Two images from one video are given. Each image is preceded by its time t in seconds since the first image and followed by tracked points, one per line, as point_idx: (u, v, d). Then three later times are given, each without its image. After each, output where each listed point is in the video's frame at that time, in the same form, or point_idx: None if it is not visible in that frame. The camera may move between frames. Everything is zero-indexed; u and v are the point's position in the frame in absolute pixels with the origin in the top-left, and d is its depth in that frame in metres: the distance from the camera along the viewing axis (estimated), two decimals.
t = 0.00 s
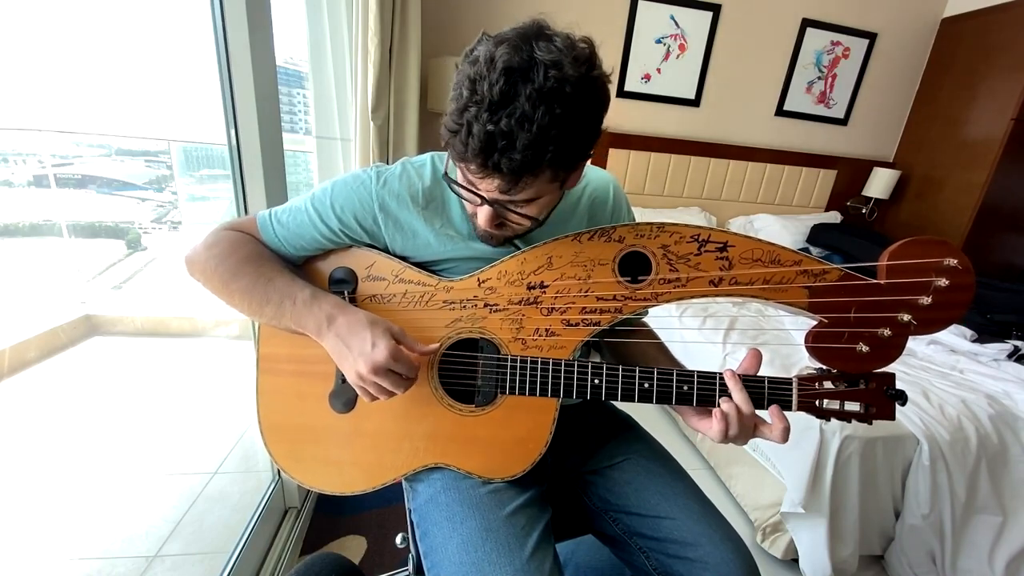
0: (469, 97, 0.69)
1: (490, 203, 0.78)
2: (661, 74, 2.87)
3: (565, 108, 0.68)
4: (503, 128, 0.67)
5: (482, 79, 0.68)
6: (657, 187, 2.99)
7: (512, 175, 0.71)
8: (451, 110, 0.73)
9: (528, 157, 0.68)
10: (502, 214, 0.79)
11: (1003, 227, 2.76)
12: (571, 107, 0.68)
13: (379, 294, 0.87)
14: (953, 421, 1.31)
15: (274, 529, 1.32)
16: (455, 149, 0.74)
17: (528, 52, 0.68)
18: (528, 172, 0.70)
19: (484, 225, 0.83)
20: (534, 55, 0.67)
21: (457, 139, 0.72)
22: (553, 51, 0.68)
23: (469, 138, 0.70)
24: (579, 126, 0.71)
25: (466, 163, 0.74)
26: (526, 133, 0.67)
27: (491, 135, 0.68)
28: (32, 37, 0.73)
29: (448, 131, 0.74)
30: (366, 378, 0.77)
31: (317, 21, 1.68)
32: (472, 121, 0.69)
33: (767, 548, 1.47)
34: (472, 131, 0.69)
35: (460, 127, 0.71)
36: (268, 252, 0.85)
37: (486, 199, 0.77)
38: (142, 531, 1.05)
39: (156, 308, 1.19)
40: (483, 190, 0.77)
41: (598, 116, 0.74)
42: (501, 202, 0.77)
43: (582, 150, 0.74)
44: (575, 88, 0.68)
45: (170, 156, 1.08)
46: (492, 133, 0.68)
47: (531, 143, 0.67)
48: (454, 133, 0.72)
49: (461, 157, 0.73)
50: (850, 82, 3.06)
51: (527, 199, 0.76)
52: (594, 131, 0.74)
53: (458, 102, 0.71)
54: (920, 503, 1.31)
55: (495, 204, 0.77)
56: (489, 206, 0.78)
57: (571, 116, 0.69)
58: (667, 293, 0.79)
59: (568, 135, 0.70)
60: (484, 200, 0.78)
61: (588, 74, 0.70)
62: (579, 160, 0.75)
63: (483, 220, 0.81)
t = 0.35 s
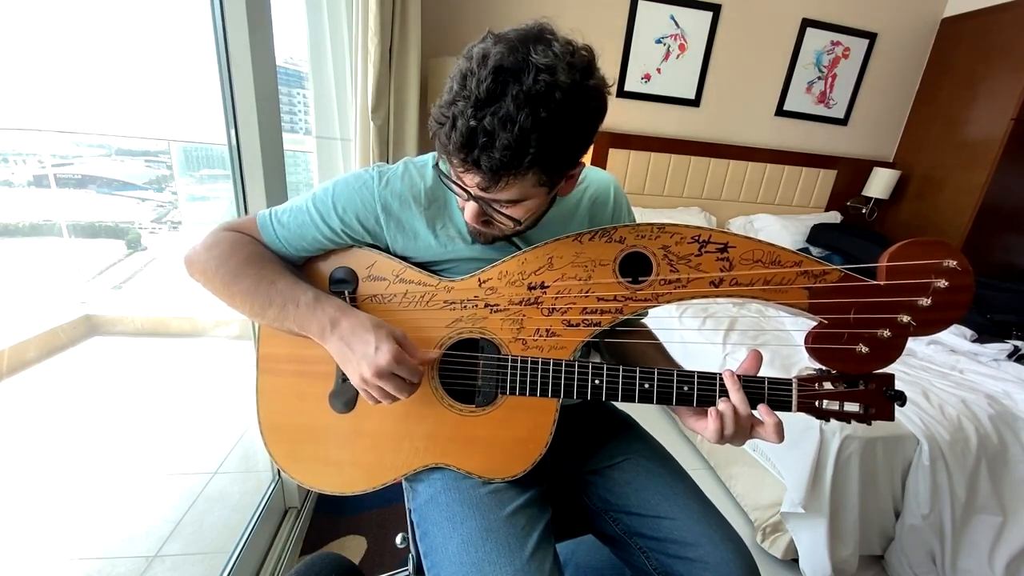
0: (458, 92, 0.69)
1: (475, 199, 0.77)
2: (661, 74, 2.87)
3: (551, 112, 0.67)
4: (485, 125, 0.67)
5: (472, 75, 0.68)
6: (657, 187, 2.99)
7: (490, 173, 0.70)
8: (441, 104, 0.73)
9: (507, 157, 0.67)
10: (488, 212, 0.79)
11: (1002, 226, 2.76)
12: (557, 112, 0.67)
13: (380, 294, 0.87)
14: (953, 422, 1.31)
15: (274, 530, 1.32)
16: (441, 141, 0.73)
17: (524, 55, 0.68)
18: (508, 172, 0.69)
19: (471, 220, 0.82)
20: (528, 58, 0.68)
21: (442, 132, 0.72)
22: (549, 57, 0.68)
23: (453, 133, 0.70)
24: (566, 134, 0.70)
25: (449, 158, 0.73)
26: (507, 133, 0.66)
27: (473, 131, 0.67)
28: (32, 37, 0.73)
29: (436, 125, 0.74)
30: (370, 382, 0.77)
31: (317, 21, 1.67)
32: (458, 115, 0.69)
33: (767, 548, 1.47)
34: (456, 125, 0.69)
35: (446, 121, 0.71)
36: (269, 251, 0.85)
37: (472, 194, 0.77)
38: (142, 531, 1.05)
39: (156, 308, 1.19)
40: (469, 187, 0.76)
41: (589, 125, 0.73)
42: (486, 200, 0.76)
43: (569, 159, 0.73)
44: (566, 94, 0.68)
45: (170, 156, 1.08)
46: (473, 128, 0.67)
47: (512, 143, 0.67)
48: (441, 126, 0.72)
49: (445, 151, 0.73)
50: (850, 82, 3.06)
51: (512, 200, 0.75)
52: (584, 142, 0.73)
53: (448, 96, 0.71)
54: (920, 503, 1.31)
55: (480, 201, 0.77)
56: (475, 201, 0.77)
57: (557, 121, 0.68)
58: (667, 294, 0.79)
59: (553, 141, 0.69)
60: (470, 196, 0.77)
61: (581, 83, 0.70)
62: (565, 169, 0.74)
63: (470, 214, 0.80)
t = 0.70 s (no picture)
0: (445, 83, 0.69)
1: (465, 193, 0.77)
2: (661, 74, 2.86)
3: (536, 103, 0.67)
4: (469, 114, 0.67)
5: (459, 66, 0.68)
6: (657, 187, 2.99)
7: (473, 163, 0.70)
8: (430, 95, 0.73)
9: (490, 146, 0.67)
10: (478, 206, 0.79)
11: (1002, 226, 2.76)
12: (543, 103, 0.67)
13: (381, 293, 0.87)
14: (953, 422, 1.31)
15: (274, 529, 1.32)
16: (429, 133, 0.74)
17: (512, 47, 0.68)
18: (492, 162, 0.69)
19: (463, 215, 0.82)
20: (516, 50, 0.67)
21: (429, 123, 0.72)
22: (536, 50, 0.68)
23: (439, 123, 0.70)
24: (552, 125, 0.69)
25: (437, 148, 0.73)
26: (490, 121, 0.66)
27: (457, 120, 0.67)
28: (32, 38, 0.73)
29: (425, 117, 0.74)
30: (370, 376, 0.77)
31: (317, 21, 1.67)
32: (444, 106, 0.69)
33: (767, 548, 1.47)
34: (442, 115, 0.69)
35: (433, 112, 0.71)
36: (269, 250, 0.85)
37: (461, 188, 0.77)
38: (142, 531, 1.05)
39: (156, 308, 1.19)
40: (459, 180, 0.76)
41: (578, 119, 0.73)
42: (475, 194, 0.76)
43: (556, 152, 0.73)
44: (552, 86, 0.67)
45: (170, 156, 1.08)
46: (458, 117, 0.67)
47: (494, 132, 0.66)
48: (429, 118, 0.72)
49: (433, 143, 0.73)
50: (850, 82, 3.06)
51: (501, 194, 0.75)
52: (572, 135, 0.73)
53: (436, 87, 0.71)
54: (920, 503, 1.31)
55: (469, 195, 0.77)
56: (466, 195, 0.78)
57: (543, 113, 0.67)
58: (668, 295, 0.79)
59: (539, 133, 0.68)
60: (460, 189, 0.77)
61: (570, 76, 0.69)
62: (552, 162, 0.73)
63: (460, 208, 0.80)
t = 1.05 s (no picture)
0: (486, 107, 0.68)
1: (515, 205, 0.79)
2: (660, 74, 2.87)
3: (579, 89, 0.68)
4: (532, 125, 0.67)
5: (495, 83, 0.67)
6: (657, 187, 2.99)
7: (550, 166, 0.71)
8: (467, 123, 0.71)
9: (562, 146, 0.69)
10: (528, 213, 0.81)
11: (1002, 226, 2.76)
12: (585, 86, 0.68)
13: (379, 294, 0.87)
14: (953, 421, 1.31)
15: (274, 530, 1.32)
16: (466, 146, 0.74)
17: (527, 45, 0.67)
18: (565, 157, 0.71)
19: (510, 228, 0.83)
20: (534, 47, 0.67)
21: (484, 152, 0.70)
22: (549, 36, 0.68)
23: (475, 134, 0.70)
24: (595, 104, 0.70)
25: (496, 172, 0.73)
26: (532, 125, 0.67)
27: (523, 136, 0.68)
28: (32, 37, 0.73)
29: (466, 144, 0.73)
30: (370, 379, 0.77)
31: (317, 21, 1.67)
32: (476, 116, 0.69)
33: (767, 548, 1.47)
34: (499, 136, 0.68)
35: (485, 139, 0.70)
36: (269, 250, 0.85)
37: (512, 202, 0.78)
38: (142, 531, 1.05)
39: (156, 308, 1.19)
40: (509, 194, 0.77)
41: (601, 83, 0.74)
42: (528, 201, 0.78)
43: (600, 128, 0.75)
44: (583, 66, 0.68)
45: (170, 156, 1.08)
46: (524, 133, 0.67)
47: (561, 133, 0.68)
48: (476, 144, 0.71)
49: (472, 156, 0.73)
50: (850, 82, 3.06)
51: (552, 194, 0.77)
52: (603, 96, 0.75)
53: (474, 114, 0.69)
54: (920, 503, 1.31)
55: (521, 205, 0.78)
56: (515, 208, 0.79)
57: (586, 95, 0.69)
58: (667, 294, 0.79)
59: (577, 122, 0.69)
60: (511, 203, 0.78)
61: (587, 55, 0.69)
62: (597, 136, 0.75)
63: (512, 223, 0.82)
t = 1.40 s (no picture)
0: (539, 105, 0.68)
1: (568, 192, 0.78)
2: (661, 74, 2.87)
3: (601, 61, 0.72)
4: (586, 102, 0.69)
5: (539, 79, 0.68)
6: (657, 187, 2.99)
7: (606, 138, 0.73)
8: (521, 130, 0.70)
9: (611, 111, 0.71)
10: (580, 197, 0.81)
11: (1002, 227, 2.76)
12: (601, 57, 0.72)
13: (379, 294, 0.87)
14: (953, 422, 1.31)
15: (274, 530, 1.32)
16: (512, 154, 0.74)
17: (539, 39, 0.70)
18: (615, 123, 0.73)
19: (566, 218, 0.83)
20: (545, 38, 0.70)
21: (550, 148, 0.70)
22: (553, 26, 0.72)
23: (524, 134, 0.70)
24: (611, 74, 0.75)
25: (559, 166, 0.73)
26: (582, 107, 0.68)
27: (584, 115, 0.69)
28: (32, 37, 0.73)
29: (523, 152, 0.72)
30: (371, 383, 0.78)
31: (317, 21, 1.67)
32: (522, 116, 0.69)
33: (767, 548, 1.47)
34: (563, 125, 0.69)
35: (547, 136, 0.69)
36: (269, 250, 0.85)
37: (564, 189, 0.78)
38: (142, 531, 1.05)
39: (156, 308, 1.19)
40: (563, 181, 0.77)
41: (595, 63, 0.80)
42: (580, 184, 0.78)
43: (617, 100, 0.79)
44: (591, 42, 0.73)
45: (170, 156, 1.08)
46: (587, 113, 0.69)
47: (608, 100, 0.70)
48: (538, 145, 0.70)
49: (524, 159, 0.73)
50: (850, 82, 3.06)
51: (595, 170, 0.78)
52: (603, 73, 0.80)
53: (526, 117, 0.69)
54: (920, 503, 1.31)
55: (575, 189, 0.78)
56: (569, 194, 0.79)
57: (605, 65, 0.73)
58: (667, 294, 0.79)
59: (613, 97, 0.71)
60: (566, 189, 0.78)
61: (584, 33, 0.74)
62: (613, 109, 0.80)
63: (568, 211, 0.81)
